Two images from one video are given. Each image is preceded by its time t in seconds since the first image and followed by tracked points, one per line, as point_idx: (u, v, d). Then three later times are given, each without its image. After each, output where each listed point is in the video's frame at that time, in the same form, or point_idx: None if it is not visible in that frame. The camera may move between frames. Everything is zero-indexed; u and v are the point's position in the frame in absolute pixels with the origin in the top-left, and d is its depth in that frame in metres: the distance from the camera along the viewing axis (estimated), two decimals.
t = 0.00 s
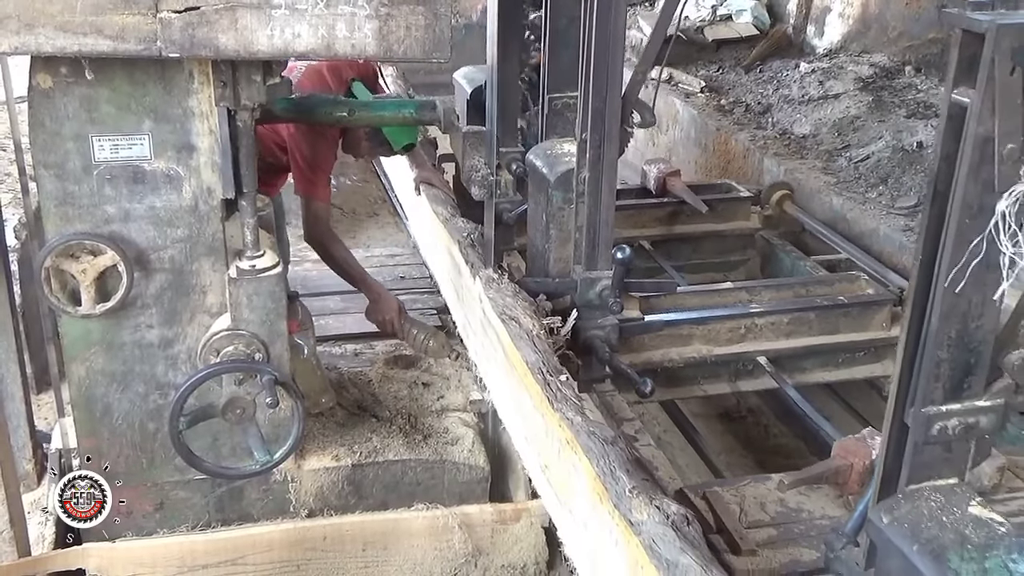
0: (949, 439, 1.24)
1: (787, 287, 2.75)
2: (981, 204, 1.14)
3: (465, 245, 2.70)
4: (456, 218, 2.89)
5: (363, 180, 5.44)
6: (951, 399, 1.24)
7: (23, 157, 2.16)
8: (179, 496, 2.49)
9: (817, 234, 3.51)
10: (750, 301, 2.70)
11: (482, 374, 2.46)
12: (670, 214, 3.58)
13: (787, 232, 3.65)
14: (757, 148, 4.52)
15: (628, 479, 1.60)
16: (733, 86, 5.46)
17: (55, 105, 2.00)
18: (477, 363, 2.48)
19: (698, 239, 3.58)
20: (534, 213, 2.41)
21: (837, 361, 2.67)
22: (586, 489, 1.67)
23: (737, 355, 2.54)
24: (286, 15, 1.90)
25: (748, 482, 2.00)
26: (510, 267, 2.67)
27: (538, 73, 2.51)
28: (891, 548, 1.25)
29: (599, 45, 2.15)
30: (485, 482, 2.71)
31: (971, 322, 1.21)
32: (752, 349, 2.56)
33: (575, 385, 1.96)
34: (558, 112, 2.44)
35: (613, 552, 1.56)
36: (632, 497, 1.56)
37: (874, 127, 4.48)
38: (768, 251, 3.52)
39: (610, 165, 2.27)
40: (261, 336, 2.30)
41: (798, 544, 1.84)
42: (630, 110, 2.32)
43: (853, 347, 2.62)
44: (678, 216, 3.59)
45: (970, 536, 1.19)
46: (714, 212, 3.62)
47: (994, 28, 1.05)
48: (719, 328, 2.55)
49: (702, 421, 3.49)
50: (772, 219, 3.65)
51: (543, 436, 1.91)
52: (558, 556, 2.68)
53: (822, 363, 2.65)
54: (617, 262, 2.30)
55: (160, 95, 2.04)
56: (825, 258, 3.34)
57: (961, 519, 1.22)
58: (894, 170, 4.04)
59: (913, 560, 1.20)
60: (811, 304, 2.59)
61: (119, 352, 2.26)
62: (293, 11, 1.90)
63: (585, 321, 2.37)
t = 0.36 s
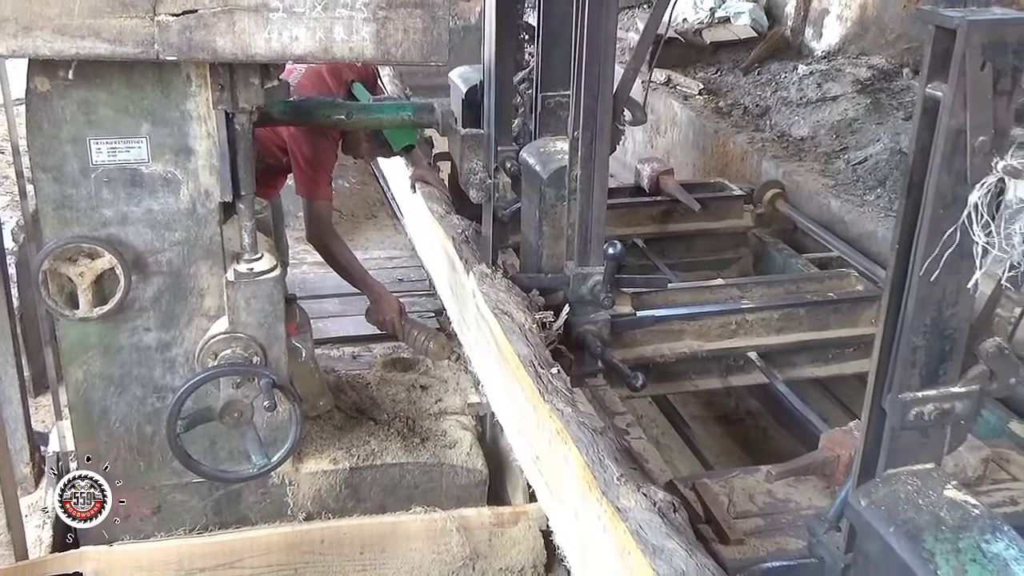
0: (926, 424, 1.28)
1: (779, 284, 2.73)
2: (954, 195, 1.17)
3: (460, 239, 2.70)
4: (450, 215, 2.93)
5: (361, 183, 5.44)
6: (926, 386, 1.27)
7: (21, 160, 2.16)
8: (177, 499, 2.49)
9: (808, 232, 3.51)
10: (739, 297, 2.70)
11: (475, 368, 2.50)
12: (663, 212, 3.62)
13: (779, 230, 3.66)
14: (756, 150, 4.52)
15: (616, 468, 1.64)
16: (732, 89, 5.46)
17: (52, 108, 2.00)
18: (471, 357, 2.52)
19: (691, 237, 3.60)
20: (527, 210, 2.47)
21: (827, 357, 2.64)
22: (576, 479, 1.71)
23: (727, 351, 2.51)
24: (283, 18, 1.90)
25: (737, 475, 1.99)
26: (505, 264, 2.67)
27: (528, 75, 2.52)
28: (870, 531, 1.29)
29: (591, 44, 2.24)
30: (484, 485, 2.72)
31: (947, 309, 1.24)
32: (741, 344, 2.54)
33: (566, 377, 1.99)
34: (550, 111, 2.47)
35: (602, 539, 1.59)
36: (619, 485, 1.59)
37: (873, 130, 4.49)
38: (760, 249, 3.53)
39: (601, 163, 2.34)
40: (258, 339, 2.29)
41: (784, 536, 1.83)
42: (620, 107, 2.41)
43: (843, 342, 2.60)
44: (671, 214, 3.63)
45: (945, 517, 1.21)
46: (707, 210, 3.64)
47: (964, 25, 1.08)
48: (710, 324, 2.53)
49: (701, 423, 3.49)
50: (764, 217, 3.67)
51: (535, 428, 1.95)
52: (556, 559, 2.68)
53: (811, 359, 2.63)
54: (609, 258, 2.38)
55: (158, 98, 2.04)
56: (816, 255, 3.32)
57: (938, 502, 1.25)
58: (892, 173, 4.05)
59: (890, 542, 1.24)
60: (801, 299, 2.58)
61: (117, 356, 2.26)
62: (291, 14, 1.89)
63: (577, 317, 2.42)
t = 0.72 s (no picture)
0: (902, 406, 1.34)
1: (770, 279, 2.79)
2: (927, 182, 1.23)
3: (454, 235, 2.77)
4: (446, 211, 2.96)
5: (359, 185, 5.44)
6: (904, 369, 1.34)
7: (19, 161, 2.16)
8: (175, 501, 2.49)
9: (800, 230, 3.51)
10: (731, 292, 2.74)
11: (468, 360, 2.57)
12: (656, 210, 3.62)
13: (771, 228, 3.67)
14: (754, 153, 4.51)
15: (604, 454, 1.72)
16: (731, 91, 5.46)
17: (51, 109, 2.00)
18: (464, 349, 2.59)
19: (684, 235, 3.61)
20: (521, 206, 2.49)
21: (817, 351, 2.73)
22: (565, 465, 1.79)
23: (718, 346, 2.57)
24: (282, 20, 1.90)
25: (726, 463, 2.01)
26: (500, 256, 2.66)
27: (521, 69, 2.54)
28: (848, 509, 1.34)
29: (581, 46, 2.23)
30: (482, 487, 2.72)
31: (922, 295, 1.31)
32: (732, 340, 2.58)
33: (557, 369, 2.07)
34: (544, 107, 2.50)
35: (590, 521, 1.67)
36: (607, 471, 1.68)
37: (871, 133, 4.51)
38: (753, 246, 3.55)
39: (594, 159, 2.37)
40: (257, 340, 2.29)
41: (772, 522, 1.83)
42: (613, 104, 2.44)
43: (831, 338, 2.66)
44: (664, 212, 3.62)
45: (919, 497, 1.27)
46: (701, 209, 3.63)
47: (935, 18, 1.14)
48: (701, 319, 2.57)
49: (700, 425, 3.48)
50: (757, 215, 3.68)
51: (526, 418, 2.03)
52: (555, 561, 2.67)
53: (801, 352, 2.72)
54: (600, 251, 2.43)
55: (157, 100, 2.04)
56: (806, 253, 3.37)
57: (914, 483, 1.30)
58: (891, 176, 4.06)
59: (866, 520, 1.29)
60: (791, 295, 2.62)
61: (115, 357, 2.26)
62: (291, 16, 1.89)
63: (570, 310, 2.45)
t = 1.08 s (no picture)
0: (881, 388, 1.43)
1: (761, 273, 2.78)
2: (903, 172, 1.32)
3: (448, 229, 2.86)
4: (441, 206, 3.04)
5: (358, 185, 5.44)
6: (882, 353, 1.43)
7: (18, 160, 2.16)
8: (173, 501, 2.49)
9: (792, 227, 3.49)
10: (722, 286, 2.74)
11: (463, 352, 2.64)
12: (651, 206, 3.64)
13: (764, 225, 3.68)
14: (752, 153, 4.51)
15: (594, 439, 1.79)
16: (730, 92, 5.46)
17: (50, 108, 2.00)
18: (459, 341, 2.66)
19: (679, 231, 3.64)
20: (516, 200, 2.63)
21: (807, 345, 2.69)
22: (556, 451, 1.86)
23: (708, 338, 2.57)
24: (282, 19, 1.90)
25: (714, 453, 2.06)
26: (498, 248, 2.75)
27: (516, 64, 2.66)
28: (827, 490, 1.37)
29: (575, 43, 2.38)
30: (481, 487, 2.72)
31: (899, 281, 1.39)
32: (723, 332, 2.59)
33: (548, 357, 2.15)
34: (538, 103, 2.63)
35: (580, 504, 1.74)
36: (596, 455, 1.75)
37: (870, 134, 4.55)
38: (745, 242, 3.60)
39: (586, 153, 2.51)
40: (256, 340, 2.29)
41: (758, 509, 1.89)
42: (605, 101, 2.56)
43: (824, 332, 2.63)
44: (658, 209, 3.65)
45: (896, 476, 1.30)
46: (692, 203, 3.69)
47: (912, 12, 1.22)
48: (693, 312, 2.60)
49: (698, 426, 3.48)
50: (750, 212, 3.71)
51: (519, 406, 2.10)
52: (553, 561, 2.67)
53: (791, 347, 2.68)
54: (592, 243, 2.53)
55: (156, 99, 2.04)
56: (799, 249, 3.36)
57: (892, 463, 1.33)
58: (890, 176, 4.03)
59: (844, 498, 1.32)
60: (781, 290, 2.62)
61: (114, 357, 2.25)
62: (290, 15, 1.90)
63: (563, 302, 2.53)
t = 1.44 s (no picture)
0: (857, 364, 1.45)
1: (751, 265, 2.89)
2: (878, 155, 1.34)
3: (444, 219, 2.90)
4: (437, 197, 3.06)
5: (358, 183, 5.45)
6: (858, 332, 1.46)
7: (18, 157, 2.16)
8: (173, 498, 2.49)
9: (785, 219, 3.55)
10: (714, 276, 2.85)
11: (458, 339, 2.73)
12: (644, 198, 3.69)
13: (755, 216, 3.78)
14: (753, 152, 4.49)
15: (583, 419, 1.88)
16: (731, 90, 5.46)
17: (50, 105, 1.99)
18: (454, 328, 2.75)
19: (673, 224, 3.66)
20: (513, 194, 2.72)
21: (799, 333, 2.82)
22: (547, 430, 1.94)
23: (699, 327, 2.65)
24: (282, 17, 1.90)
25: (704, 437, 2.19)
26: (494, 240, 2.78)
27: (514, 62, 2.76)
28: (805, 464, 1.35)
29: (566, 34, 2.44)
30: (481, 484, 2.72)
31: (875, 262, 1.42)
32: (714, 320, 2.67)
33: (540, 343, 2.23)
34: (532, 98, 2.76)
35: (568, 482, 1.83)
36: (585, 434, 1.83)
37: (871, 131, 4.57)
38: (738, 233, 3.64)
39: (580, 143, 2.58)
40: (256, 337, 2.29)
41: (744, 490, 2.00)
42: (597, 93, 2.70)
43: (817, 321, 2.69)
44: (652, 200, 3.70)
45: (871, 449, 1.29)
46: (686, 196, 3.72)
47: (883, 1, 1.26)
48: (685, 301, 2.67)
49: (697, 424, 3.49)
50: (742, 205, 3.77)
51: (512, 389, 2.18)
52: (552, 558, 2.68)
53: (782, 336, 2.82)
54: (585, 233, 2.76)
55: (156, 96, 2.04)
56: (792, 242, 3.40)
57: (868, 436, 1.32)
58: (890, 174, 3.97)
59: (821, 472, 1.31)
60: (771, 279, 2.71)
61: (114, 354, 2.25)
62: (290, 12, 1.90)
63: (555, 290, 2.63)
